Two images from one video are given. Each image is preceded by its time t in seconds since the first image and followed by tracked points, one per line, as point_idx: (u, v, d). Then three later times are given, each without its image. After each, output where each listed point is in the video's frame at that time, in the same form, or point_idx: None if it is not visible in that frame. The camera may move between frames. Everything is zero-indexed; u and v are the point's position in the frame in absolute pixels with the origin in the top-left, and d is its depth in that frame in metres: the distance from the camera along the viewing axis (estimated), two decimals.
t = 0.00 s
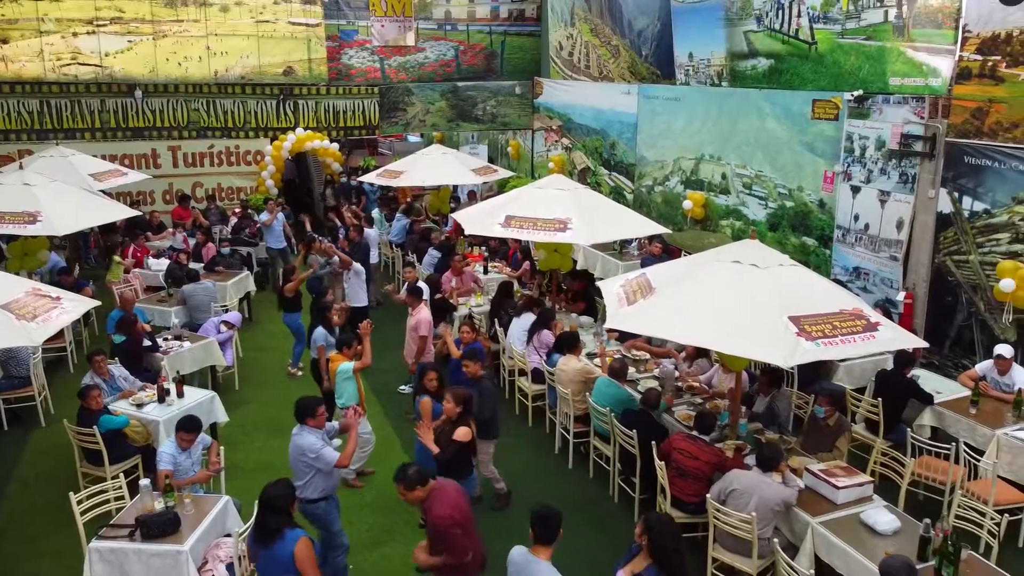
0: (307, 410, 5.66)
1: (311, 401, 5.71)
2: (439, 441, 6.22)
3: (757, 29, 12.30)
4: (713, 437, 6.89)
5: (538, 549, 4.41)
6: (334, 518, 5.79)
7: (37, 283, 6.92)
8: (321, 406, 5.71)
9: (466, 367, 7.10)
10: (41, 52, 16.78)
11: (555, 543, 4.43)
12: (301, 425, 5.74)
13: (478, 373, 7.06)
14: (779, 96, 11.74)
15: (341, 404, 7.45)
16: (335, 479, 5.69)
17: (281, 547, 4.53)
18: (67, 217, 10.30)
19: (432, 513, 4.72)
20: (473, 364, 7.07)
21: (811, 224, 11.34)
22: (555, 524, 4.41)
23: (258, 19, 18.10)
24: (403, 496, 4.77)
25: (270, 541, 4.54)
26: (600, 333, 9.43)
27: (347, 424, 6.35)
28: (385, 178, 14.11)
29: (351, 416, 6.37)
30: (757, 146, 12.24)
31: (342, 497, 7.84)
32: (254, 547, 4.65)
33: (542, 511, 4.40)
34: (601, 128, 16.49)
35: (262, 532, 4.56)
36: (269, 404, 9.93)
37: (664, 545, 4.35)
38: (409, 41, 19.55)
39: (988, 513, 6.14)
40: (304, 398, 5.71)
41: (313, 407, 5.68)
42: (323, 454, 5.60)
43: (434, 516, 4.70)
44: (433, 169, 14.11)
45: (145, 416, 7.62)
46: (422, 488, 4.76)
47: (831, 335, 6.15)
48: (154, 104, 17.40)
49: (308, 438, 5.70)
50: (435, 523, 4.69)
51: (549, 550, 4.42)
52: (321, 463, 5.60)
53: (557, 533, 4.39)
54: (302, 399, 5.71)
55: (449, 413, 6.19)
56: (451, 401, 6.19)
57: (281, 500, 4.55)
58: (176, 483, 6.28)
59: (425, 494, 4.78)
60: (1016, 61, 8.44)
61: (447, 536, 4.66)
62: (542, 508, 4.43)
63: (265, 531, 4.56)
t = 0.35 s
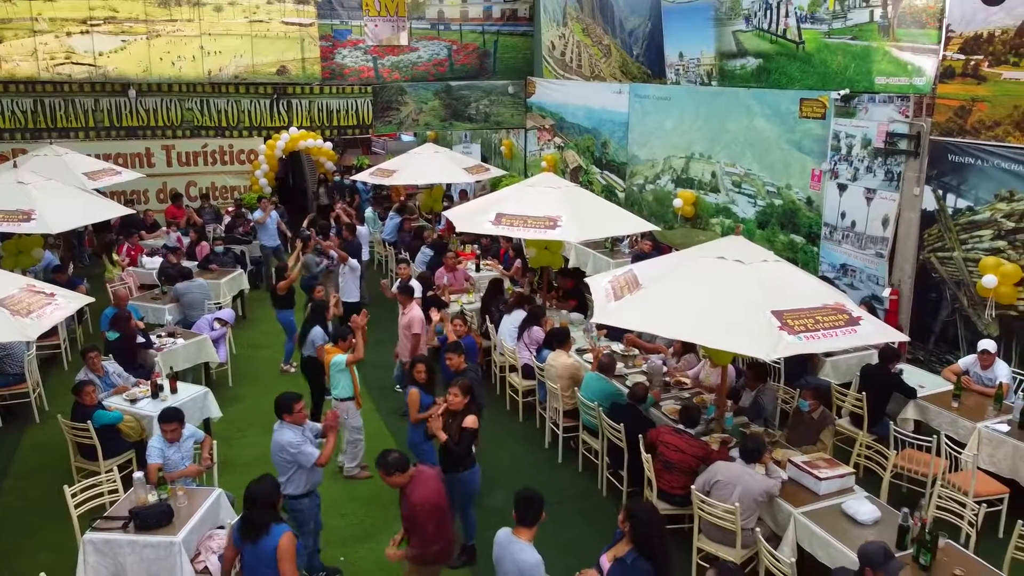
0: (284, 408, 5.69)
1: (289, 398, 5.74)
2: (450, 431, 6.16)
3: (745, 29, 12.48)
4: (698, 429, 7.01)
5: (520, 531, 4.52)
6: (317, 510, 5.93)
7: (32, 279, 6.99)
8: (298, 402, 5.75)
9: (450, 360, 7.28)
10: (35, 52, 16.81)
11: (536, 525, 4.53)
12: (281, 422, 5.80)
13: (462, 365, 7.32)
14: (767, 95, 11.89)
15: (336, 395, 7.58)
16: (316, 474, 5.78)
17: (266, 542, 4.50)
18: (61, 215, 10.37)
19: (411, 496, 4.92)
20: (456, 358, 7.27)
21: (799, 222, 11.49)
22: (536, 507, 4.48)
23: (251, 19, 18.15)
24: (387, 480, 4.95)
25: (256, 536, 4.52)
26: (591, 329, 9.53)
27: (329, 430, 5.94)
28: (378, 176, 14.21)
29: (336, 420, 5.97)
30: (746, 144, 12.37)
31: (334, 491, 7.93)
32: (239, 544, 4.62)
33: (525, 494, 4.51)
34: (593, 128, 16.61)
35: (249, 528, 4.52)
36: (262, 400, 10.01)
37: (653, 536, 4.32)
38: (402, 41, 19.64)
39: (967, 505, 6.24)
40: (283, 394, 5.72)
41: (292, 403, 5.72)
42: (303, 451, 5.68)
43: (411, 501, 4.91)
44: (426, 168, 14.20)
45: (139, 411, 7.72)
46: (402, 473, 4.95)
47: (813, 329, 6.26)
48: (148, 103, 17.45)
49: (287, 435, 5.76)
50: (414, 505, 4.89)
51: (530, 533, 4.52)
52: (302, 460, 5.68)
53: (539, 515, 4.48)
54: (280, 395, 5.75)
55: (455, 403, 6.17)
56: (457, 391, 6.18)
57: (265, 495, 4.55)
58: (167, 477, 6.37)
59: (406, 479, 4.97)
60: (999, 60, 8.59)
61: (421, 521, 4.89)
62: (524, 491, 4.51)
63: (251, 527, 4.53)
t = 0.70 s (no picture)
0: (267, 410, 5.64)
1: (272, 400, 5.68)
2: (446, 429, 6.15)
3: (735, 28, 12.61)
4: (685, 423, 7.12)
5: (509, 520, 4.58)
6: (308, 501, 6.09)
7: (27, 275, 7.07)
8: (281, 406, 5.70)
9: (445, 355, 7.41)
10: (29, 51, 16.80)
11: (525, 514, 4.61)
12: (263, 424, 5.78)
13: (455, 362, 7.45)
14: (756, 94, 12.00)
15: (331, 393, 7.61)
16: (297, 478, 5.70)
17: (254, 533, 4.59)
18: (56, 213, 10.44)
19: (406, 480, 5.07)
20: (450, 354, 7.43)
21: (788, 219, 11.63)
22: (524, 496, 4.55)
23: (245, 18, 18.12)
24: (381, 466, 5.08)
25: (243, 526, 4.61)
26: (581, 325, 9.65)
27: (311, 443, 5.75)
28: (372, 175, 14.28)
29: (318, 432, 5.72)
30: (736, 143, 12.49)
31: (327, 485, 8.04)
32: (226, 533, 4.70)
33: (513, 483, 4.58)
34: (586, 127, 16.73)
35: (237, 518, 4.62)
36: (256, 397, 10.10)
37: (628, 520, 4.44)
38: (395, 40, 19.83)
39: (951, 495, 6.36)
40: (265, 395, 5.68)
41: (274, 406, 5.66)
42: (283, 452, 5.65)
43: (405, 483, 5.05)
44: (419, 166, 14.29)
45: (133, 407, 7.80)
46: (392, 460, 5.05)
47: (797, 323, 6.38)
48: (142, 103, 17.66)
49: (267, 437, 5.73)
50: (407, 489, 5.04)
51: (519, 521, 4.59)
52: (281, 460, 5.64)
53: (526, 504, 4.56)
54: (263, 397, 5.69)
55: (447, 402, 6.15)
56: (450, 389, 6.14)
57: (255, 482, 4.65)
58: (163, 471, 6.44)
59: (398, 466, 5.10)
60: (982, 60, 8.74)
61: (415, 500, 5.03)
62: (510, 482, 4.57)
63: (240, 516, 4.62)
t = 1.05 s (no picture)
0: (259, 403, 5.74)
1: (265, 393, 5.80)
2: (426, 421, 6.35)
3: (725, 28, 12.74)
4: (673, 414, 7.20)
5: (500, 519, 4.50)
6: (302, 494, 6.15)
7: (23, 272, 7.16)
8: (274, 399, 5.81)
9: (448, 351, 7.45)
10: (24, 51, 16.81)
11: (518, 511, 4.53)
12: (256, 417, 5.86)
13: (459, 357, 7.49)
14: (746, 93, 12.12)
15: (330, 388, 7.67)
16: (286, 474, 5.80)
17: (244, 517, 4.71)
18: (51, 212, 10.51)
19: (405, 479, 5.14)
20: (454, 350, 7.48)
21: (778, 217, 11.77)
22: (515, 497, 4.48)
23: (240, 18, 18.21)
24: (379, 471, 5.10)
25: (234, 508, 4.73)
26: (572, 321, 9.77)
27: (303, 441, 5.86)
28: (365, 174, 14.36)
29: (310, 432, 5.85)
30: (726, 142, 12.62)
31: (320, 478, 8.15)
32: (218, 518, 4.82)
33: (503, 481, 4.51)
34: (579, 126, 16.85)
35: (226, 501, 4.72)
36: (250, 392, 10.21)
37: (607, 506, 4.56)
38: (390, 40, 19.79)
39: (935, 485, 6.49)
40: (258, 390, 5.78)
41: (267, 398, 5.77)
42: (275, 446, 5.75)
43: (407, 481, 5.13)
44: (413, 165, 14.38)
45: (129, 402, 7.88)
46: (389, 460, 5.09)
47: (782, 318, 6.49)
48: (136, 102, 17.70)
49: (260, 430, 5.81)
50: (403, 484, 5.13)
51: (510, 520, 4.51)
52: (272, 454, 5.74)
53: (518, 505, 4.48)
54: (256, 390, 5.79)
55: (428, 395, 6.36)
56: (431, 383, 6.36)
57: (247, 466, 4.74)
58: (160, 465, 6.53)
59: (395, 466, 5.16)
60: (966, 59, 8.88)
61: (421, 495, 5.10)
62: (503, 483, 4.48)
63: (231, 500, 4.72)
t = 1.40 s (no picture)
0: (258, 390, 5.85)
1: (264, 382, 5.90)
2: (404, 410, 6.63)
3: (716, 28, 12.88)
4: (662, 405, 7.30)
5: (492, 518, 4.55)
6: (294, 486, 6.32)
7: (21, 269, 7.24)
8: (272, 388, 5.91)
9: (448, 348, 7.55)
10: (19, 50, 17.08)
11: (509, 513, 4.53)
12: (256, 405, 5.94)
13: (460, 353, 7.58)
14: (736, 92, 12.25)
15: (329, 382, 7.77)
16: (286, 459, 5.94)
17: (239, 505, 4.81)
18: (47, 210, 10.58)
19: (393, 459, 5.26)
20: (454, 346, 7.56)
21: (768, 215, 11.91)
22: (508, 494, 4.49)
23: (235, 18, 18.41)
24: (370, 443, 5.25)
25: (231, 495, 4.82)
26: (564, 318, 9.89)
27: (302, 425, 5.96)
28: (360, 173, 14.47)
29: (309, 416, 5.95)
30: (717, 140, 12.75)
31: (315, 472, 8.25)
32: (213, 506, 4.93)
33: (498, 480, 4.51)
34: (572, 125, 16.97)
35: (224, 487, 4.83)
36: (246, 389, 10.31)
37: (598, 499, 4.64)
38: (384, 40, 20.02)
39: (919, 476, 6.57)
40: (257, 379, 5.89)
41: (265, 387, 5.88)
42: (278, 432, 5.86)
43: (396, 463, 5.24)
44: (407, 164, 14.48)
45: (126, 398, 7.96)
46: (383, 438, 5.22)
47: (769, 312, 6.59)
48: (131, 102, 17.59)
49: (261, 418, 5.90)
50: (395, 468, 5.24)
51: (502, 519, 4.56)
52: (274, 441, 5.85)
53: (510, 505, 4.48)
54: (255, 378, 5.90)
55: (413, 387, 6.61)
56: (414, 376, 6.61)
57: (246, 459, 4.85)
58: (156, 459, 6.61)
59: (386, 444, 5.27)
60: (951, 58, 9.03)
61: (407, 482, 5.26)
62: (497, 479, 4.52)
63: (228, 491, 4.83)
